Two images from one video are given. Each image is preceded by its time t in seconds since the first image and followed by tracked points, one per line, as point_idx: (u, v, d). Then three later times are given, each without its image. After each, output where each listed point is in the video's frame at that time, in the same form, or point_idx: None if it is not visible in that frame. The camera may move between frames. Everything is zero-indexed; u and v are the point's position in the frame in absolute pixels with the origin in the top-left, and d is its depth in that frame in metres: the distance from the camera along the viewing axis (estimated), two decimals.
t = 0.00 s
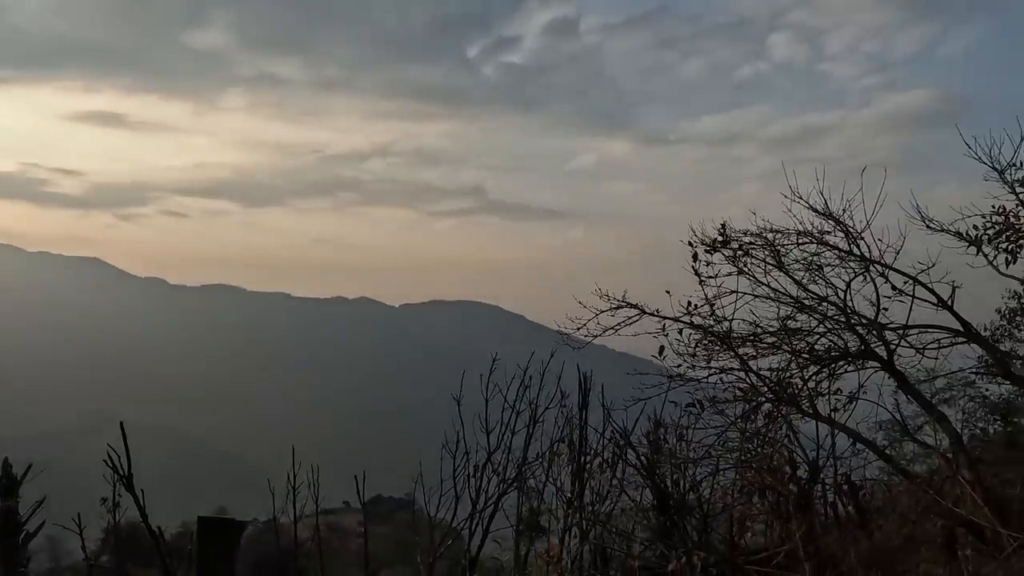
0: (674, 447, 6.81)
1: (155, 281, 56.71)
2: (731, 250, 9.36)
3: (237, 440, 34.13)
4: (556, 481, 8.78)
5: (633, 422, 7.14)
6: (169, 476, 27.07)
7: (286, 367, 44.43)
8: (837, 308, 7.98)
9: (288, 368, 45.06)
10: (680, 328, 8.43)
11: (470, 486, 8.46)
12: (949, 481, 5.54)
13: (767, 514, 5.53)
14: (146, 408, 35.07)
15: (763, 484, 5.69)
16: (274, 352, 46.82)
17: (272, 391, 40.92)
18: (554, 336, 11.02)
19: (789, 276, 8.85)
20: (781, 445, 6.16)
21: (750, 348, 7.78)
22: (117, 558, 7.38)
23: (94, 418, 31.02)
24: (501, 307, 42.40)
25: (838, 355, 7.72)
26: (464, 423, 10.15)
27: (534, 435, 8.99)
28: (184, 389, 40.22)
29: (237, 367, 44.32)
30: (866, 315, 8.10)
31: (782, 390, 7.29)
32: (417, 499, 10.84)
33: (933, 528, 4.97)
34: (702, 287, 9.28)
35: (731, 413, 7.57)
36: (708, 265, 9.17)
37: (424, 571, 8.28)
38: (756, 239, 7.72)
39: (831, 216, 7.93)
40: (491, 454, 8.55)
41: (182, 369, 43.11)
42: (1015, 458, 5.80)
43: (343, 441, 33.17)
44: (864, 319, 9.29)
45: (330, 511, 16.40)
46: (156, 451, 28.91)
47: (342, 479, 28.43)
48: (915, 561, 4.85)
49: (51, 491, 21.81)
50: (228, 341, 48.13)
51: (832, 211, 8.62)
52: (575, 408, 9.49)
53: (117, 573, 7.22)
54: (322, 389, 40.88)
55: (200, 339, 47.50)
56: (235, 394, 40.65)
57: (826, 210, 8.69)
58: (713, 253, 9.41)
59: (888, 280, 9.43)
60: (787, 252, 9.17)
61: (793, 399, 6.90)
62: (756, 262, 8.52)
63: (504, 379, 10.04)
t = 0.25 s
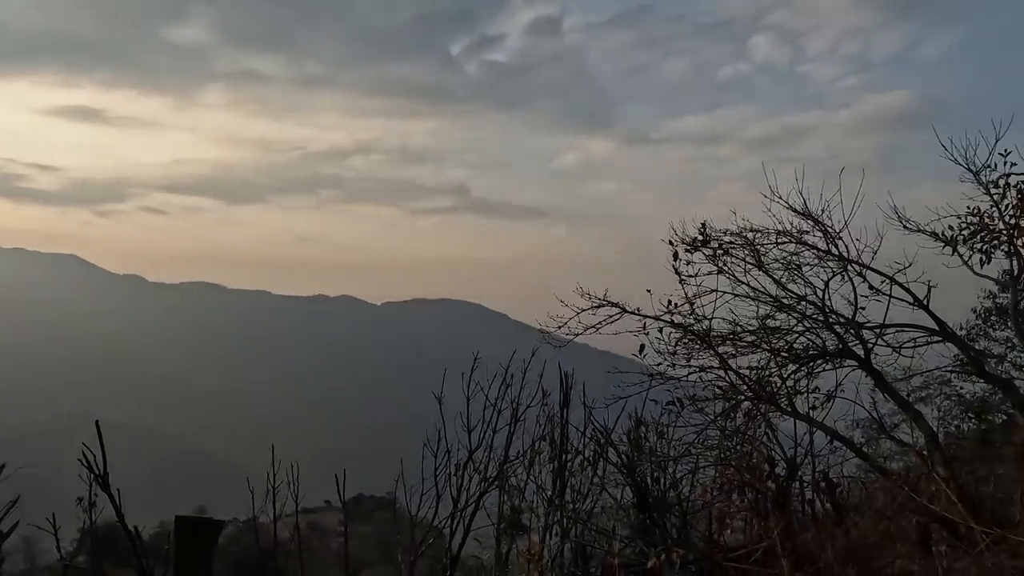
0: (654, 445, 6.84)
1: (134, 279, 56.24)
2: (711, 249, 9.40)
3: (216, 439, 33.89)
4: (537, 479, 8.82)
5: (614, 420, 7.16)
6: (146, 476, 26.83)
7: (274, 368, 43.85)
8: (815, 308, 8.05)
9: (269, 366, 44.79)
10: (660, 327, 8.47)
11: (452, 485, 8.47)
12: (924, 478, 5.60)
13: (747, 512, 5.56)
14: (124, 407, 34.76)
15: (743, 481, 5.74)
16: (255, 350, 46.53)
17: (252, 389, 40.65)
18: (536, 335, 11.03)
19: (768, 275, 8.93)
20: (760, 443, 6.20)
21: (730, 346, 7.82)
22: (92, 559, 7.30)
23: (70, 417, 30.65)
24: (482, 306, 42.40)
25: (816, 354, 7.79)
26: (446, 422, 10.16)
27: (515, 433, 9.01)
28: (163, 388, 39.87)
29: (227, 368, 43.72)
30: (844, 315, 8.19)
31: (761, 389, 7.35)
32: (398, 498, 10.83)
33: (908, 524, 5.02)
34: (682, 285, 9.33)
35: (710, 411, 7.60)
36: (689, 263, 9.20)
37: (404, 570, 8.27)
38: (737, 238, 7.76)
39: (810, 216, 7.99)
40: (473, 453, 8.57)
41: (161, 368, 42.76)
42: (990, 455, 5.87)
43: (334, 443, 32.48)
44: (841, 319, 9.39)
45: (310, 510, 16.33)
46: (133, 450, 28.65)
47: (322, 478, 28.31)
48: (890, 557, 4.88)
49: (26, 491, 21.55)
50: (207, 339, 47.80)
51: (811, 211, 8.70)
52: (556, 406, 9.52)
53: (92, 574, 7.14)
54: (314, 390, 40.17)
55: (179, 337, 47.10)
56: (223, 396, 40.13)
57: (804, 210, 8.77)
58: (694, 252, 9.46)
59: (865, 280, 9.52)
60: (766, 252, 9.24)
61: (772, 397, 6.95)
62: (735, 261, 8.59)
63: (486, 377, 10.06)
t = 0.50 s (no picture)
0: (631, 443, 6.88)
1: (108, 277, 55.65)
2: (689, 248, 9.45)
3: (191, 437, 33.61)
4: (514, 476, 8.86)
5: (591, 417, 7.20)
6: (120, 475, 26.55)
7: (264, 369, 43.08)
8: (791, 307, 8.13)
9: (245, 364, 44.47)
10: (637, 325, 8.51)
11: (429, 483, 8.50)
12: (896, 475, 5.69)
13: (723, 509, 5.61)
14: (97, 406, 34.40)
15: (718, 478, 5.79)
16: (231, 347, 46.20)
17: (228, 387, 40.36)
18: (514, 333, 11.05)
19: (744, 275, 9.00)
20: (736, 440, 6.25)
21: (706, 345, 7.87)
22: (63, 559, 7.22)
23: (43, 415, 30.25)
24: (461, 304, 42.38)
25: (791, 352, 7.87)
26: (423, 420, 10.16)
27: (493, 431, 9.05)
28: (138, 386, 39.45)
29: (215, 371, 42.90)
30: (818, 314, 8.28)
31: (737, 387, 7.41)
32: (376, 497, 10.82)
33: (880, 521, 5.10)
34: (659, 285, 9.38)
35: (686, 409, 7.66)
36: (666, 262, 9.24)
37: (382, 569, 8.27)
38: (714, 238, 7.82)
39: (786, 216, 8.06)
40: (451, 451, 8.59)
41: (135, 366, 42.34)
42: (959, 452, 5.96)
43: (330, 445, 31.49)
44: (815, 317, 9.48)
45: (288, 509, 16.25)
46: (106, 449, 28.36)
47: (299, 477, 28.15)
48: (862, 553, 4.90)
49: None
50: (182, 337, 47.39)
51: (786, 211, 8.79)
52: (534, 404, 9.54)
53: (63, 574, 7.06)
54: (309, 391, 39.33)
55: (155, 335, 46.64)
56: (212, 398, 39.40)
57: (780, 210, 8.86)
58: (671, 251, 9.51)
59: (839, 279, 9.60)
60: (743, 252, 9.31)
61: (747, 395, 7.01)
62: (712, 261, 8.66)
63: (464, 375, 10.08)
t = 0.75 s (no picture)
0: (610, 440, 6.91)
1: (85, 273, 55.06)
2: (668, 247, 9.49)
3: (168, 436, 33.33)
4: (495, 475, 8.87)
5: (571, 415, 7.23)
6: (96, 474, 26.28)
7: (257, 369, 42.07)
8: (769, 306, 8.20)
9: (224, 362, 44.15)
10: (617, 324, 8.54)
11: (409, 482, 8.51)
12: (871, 472, 5.76)
13: (701, 506, 5.66)
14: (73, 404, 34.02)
15: (696, 476, 5.84)
16: (209, 345, 45.86)
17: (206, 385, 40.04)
18: (495, 331, 11.06)
19: (724, 274, 9.06)
20: (714, 438, 6.30)
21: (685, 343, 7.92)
22: (37, 558, 7.14)
23: (16, 414, 29.86)
24: (441, 301, 42.32)
25: (769, 351, 7.94)
26: (404, 419, 10.16)
27: (473, 430, 9.07)
28: (115, 384, 39.07)
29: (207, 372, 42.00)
30: (796, 313, 8.35)
31: (715, 385, 7.46)
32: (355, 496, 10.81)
33: (855, 517, 5.17)
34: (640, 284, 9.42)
35: (665, 407, 7.70)
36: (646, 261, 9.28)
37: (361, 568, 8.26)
38: (693, 237, 7.87)
39: (764, 215, 8.13)
40: (431, 449, 8.61)
41: (111, 364, 41.92)
42: (933, 448, 6.04)
43: (329, 445, 29.52)
44: (793, 317, 9.56)
45: (266, 508, 16.17)
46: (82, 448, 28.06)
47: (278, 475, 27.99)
48: (838, 548, 4.96)
49: None
50: (160, 334, 46.98)
51: (766, 210, 8.86)
52: (515, 403, 9.55)
53: (36, 574, 6.98)
54: (309, 391, 37.88)
55: (132, 332, 46.19)
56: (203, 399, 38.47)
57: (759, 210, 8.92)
58: (651, 250, 9.56)
59: (816, 278, 9.70)
60: (722, 251, 9.37)
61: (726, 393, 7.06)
62: (691, 260, 8.71)
63: (444, 373, 10.10)
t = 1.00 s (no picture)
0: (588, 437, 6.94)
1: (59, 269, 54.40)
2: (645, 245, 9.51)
3: (142, 434, 33.01)
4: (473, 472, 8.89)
5: (549, 413, 7.25)
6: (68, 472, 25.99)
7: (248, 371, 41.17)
8: (744, 304, 8.27)
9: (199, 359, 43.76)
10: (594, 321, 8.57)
11: (386, 478, 8.55)
12: (843, 468, 5.82)
13: (676, 503, 5.71)
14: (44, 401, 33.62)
15: (671, 472, 5.89)
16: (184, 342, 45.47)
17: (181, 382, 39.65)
18: (472, 328, 11.08)
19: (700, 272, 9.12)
20: (690, 435, 6.35)
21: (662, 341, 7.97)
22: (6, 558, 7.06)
23: None
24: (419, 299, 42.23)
25: (744, 348, 8.02)
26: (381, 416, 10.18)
27: (451, 427, 9.10)
28: (87, 381, 38.64)
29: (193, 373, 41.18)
30: (771, 311, 8.43)
31: (691, 382, 7.50)
32: (332, 493, 10.80)
33: (827, 513, 5.22)
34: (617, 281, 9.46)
35: (641, 404, 7.73)
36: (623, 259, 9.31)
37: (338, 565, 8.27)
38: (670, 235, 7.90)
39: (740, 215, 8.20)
40: (408, 446, 8.64)
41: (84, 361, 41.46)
42: (903, 445, 6.14)
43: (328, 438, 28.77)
44: (768, 315, 9.65)
45: (242, 506, 16.09)
46: (54, 446, 27.74)
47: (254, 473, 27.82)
48: (810, 544, 5.02)
49: None
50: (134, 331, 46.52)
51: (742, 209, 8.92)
52: (493, 400, 9.58)
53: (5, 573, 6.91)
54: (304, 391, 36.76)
55: (106, 328, 45.63)
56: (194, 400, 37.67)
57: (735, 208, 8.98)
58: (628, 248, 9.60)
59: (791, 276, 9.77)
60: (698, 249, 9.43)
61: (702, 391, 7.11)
62: (668, 258, 8.76)
63: (422, 371, 10.12)
